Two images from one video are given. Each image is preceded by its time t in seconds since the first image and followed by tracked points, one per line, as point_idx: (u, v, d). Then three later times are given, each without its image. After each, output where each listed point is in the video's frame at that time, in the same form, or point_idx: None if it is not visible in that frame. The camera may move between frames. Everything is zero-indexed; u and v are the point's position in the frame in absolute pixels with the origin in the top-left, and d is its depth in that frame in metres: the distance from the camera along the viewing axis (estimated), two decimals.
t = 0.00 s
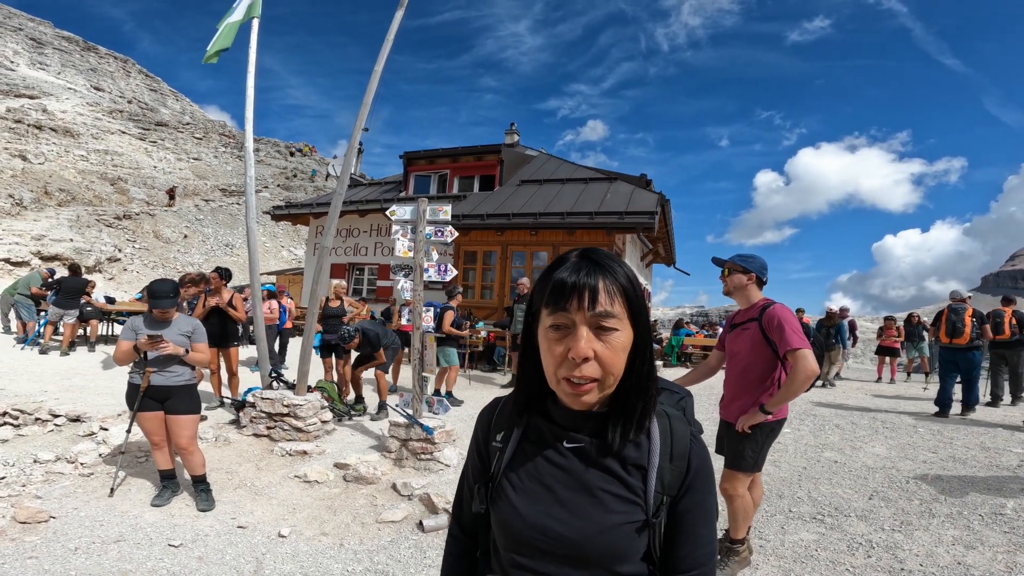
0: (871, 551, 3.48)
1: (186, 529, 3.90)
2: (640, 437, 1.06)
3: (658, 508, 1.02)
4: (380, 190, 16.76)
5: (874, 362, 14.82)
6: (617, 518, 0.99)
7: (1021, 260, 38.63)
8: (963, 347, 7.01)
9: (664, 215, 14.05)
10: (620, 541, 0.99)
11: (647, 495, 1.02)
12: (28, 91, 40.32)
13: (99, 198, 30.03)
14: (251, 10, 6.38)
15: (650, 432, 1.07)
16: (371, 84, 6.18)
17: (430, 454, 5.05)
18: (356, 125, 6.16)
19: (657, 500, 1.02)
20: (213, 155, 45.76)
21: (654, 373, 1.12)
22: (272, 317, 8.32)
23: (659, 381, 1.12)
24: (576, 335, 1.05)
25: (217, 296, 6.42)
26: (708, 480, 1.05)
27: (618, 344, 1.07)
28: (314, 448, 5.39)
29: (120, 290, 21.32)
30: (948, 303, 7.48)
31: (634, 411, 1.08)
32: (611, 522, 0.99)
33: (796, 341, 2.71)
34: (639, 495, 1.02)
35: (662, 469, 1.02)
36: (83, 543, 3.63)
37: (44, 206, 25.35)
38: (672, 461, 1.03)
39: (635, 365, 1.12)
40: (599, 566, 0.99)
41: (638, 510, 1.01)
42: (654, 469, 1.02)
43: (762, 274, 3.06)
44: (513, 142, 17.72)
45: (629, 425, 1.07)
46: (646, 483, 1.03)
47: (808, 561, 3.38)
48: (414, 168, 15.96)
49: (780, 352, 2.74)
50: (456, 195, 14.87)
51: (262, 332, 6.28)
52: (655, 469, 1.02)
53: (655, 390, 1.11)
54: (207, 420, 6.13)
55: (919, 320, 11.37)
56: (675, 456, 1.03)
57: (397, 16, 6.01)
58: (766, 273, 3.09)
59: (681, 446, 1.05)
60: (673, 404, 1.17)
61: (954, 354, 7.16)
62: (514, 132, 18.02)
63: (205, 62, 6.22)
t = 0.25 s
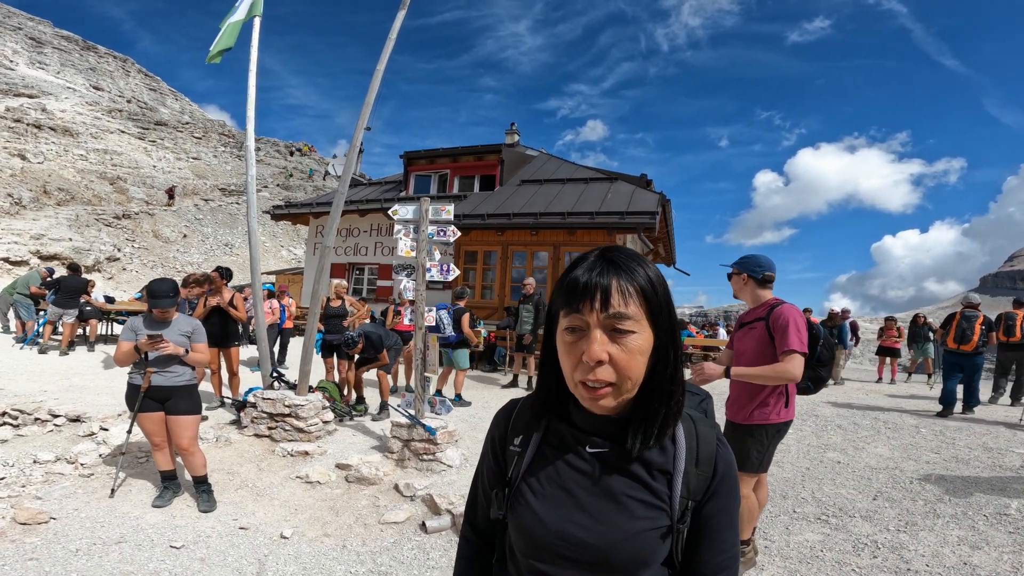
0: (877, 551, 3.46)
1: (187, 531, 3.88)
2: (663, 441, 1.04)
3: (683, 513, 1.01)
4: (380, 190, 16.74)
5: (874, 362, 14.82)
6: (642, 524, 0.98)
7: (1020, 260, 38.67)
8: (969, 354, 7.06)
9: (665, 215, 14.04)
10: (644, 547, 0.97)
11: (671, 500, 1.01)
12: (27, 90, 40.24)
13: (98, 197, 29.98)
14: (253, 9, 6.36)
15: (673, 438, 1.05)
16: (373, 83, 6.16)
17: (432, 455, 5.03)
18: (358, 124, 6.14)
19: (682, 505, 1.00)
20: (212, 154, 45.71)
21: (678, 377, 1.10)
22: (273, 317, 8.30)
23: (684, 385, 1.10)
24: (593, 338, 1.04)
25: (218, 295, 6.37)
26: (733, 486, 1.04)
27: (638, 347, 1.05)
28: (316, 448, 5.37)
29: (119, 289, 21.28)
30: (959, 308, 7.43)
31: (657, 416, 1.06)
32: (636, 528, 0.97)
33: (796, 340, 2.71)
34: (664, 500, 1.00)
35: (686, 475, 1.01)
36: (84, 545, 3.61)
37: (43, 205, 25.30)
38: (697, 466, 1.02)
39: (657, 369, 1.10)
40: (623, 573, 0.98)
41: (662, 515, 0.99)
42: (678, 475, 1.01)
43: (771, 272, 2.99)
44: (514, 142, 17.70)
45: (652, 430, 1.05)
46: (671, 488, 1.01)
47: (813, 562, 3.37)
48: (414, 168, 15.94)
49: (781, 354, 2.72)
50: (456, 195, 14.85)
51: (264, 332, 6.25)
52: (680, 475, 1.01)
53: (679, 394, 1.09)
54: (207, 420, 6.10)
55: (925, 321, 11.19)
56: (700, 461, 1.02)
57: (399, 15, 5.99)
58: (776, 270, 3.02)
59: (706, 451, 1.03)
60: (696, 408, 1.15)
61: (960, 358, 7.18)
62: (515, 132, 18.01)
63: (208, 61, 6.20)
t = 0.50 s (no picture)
0: (879, 551, 3.45)
1: (186, 531, 3.86)
2: (673, 442, 1.03)
3: (693, 514, 1.00)
4: (379, 190, 16.72)
5: (873, 362, 14.84)
6: (651, 526, 0.96)
7: (1018, 261, 38.74)
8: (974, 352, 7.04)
9: (664, 215, 14.03)
10: (653, 549, 0.96)
11: (681, 502, 1.00)
12: (25, 90, 40.15)
13: (96, 197, 29.92)
14: (253, 9, 6.34)
15: (684, 438, 1.04)
16: (372, 83, 6.15)
17: (433, 455, 5.02)
18: (357, 124, 6.12)
19: (693, 506, 1.00)
20: (211, 154, 45.64)
21: (689, 376, 1.09)
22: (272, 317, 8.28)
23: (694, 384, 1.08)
24: (598, 337, 1.03)
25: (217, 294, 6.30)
26: (744, 487, 1.03)
27: (646, 345, 1.03)
28: (316, 449, 5.35)
29: (117, 289, 21.23)
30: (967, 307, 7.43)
31: (667, 416, 1.04)
32: (645, 531, 0.96)
33: (781, 339, 2.70)
34: (673, 502, 0.99)
35: (697, 476, 1.00)
36: (83, 545, 3.59)
37: (41, 205, 25.23)
38: (708, 467, 1.01)
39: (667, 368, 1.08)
40: None
41: (672, 517, 0.98)
42: (689, 476, 1.00)
43: (771, 271, 2.98)
44: (513, 142, 17.69)
45: (662, 430, 1.04)
46: (680, 490, 1.00)
47: (815, 562, 3.36)
48: (413, 168, 15.92)
49: (772, 350, 2.70)
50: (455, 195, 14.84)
51: (263, 332, 6.22)
52: (690, 475, 1.00)
53: (690, 394, 1.08)
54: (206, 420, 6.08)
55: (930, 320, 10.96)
56: (711, 462, 1.01)
57: (399, 14, 5.98)
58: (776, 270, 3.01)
59: (717, 452, 1.02)
60: (705, 407, 1.13)
61: (964, 356, 7.23)
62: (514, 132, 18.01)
63: (209, 62, 6.18)
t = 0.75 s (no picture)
0: (875, 552, 3.45)
1: (180, 532, 3.82)
2: (670, 444, 1.01)
3: (690, 517, 0.98)
4: (376, 189, 16.67)
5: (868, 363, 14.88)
6: (646, 530, 0.94)
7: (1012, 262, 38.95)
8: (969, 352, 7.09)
9: (661, 215, 14.04)
10: (648, 553, 0.94)
11: (678, 505, 0.98)
12: (20, 88, 39.93)
13: (91, 196, 29.77)
14: (250, 7, 6.30)
15: (681, 439, 1.02)
16: (369, 82, 6.12)
17: (429, 455, 4.99)
18: (354, 122, 6.09)
19: (689, 509, 0.98)
20: (207, 153, 45.48)
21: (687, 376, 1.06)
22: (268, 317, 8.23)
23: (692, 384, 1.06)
24: (596, 335, 1.00)
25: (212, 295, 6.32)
26: (743, 489, 1.01)
27: (645, 344, 1.01)
28: (310, 449, 5.32)
29: (112, 289, 21.13)
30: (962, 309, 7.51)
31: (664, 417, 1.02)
32: (639, 534, 0.94)
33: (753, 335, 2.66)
34: (669, 505, 0.97)
35: (694, 478, 0.98)
36: (74, 546, 3.55)
37: (36, 204, 25.09)
38: (705, 470, 0.98)
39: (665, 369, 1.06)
40: None
41: (668, 520, 0.96)
42: (685, 479, 0.97)
43: (768, 270, 2.96)
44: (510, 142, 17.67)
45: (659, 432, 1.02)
46: (676, 492, 0.98)
47: (811, 563, 3.35)
48: (410, 167, 15.89)
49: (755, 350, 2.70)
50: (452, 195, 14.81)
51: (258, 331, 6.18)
52: (687, 478, 0.97)
53: (688, 395, 1.05)
54: (201, 420, 6.04)
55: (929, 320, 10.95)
56: (708, 465, 0.99)
57: (397, 13, 5.95)
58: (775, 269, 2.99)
59: (714, 454, 1.00)
60: (703, 407, 1.10)
61: (959, 356, 7.27)
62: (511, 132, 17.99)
63: (207, 63, 6.14)
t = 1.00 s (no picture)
0: (870, 553, 3.46)
1: (176, 532, 3.81)
2: (673, 448, 1.00)
3: (690, 520, 0.97)
4: (374, 189, 16.65)
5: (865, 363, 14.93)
6: (648, 533, 0.93)
7: (1008, 263, 39.14)
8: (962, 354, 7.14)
9: (659, 216, 14.05)
10: (651, 557, 0.93)
11: (678, 508, 0.97)
12: (17, 86, 39.75)
13: (88, 194, 29.66)
14: (249, 6, 6.28)
15: (681, 443, 1.01)
16: (368, 81, 6.11)
17: (426, 455, 4.99)
18: (352, 122, 6.08)
19: (690, 512, 0.97)
20: (204, 152, 45.34)
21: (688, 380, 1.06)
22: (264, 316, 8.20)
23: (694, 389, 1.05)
24: (611, 344, 0.97)
25: (208, 294, 6.33)
26: (743, 491, 1.00)
27: (657, 352, 0.99)
28: (307, 449, 5.31)
29: (108, 288, 21.06)
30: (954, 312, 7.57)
31: (667, 422, 1.01)
32: (641, 537, 0.93)
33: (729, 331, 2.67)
34: (671, 508, 0.96)
35: (695, 481, 0.97)
36: (70, 546, 3.54)
37: (33, 202, 24.98)
38: (706, 473, 0.98)
39: (669, 375, 1.05)
40: None
41: (668, 522, 0.95)
42: (686, 482, 0.97)
43: (767, 270, 2.96)
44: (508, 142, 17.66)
45: (661, 437, 1.01)
46: (678, 496, 0.97)
47: (808, 564, 3.35)
48: (408, 167, 15.87)
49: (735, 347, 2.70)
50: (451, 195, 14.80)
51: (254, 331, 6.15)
52: (688, 481, 0.97)
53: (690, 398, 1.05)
54: (197, 420, 6.02)
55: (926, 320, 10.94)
56: (709, 468, 0.98)
57: (396, 13, 5.94)
58: (774, 268, 2.99)
59: (715, 457, 0.99)
60: (704, 410, 1.09)
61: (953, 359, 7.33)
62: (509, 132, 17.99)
63: (204, 60, 6.12)
